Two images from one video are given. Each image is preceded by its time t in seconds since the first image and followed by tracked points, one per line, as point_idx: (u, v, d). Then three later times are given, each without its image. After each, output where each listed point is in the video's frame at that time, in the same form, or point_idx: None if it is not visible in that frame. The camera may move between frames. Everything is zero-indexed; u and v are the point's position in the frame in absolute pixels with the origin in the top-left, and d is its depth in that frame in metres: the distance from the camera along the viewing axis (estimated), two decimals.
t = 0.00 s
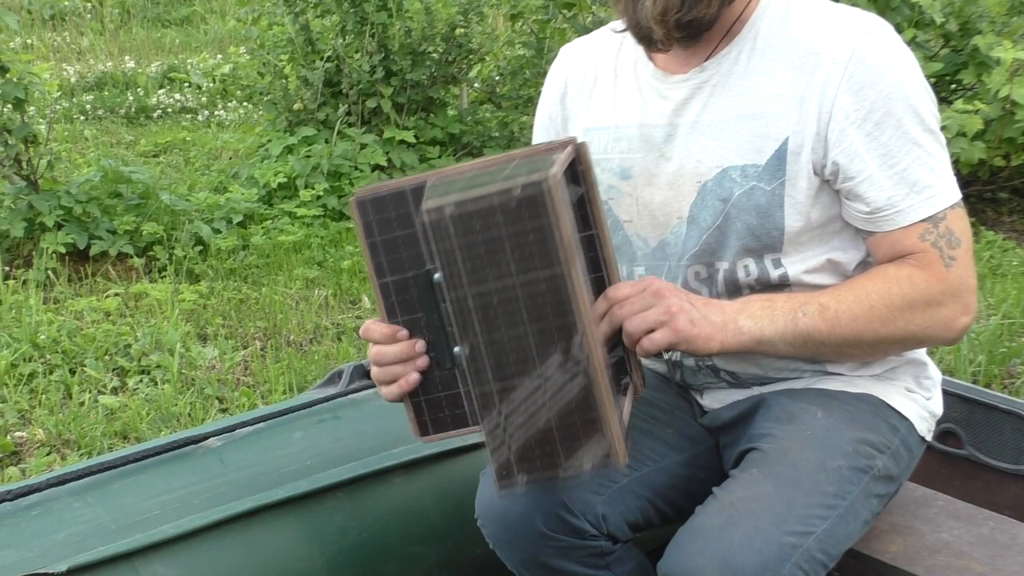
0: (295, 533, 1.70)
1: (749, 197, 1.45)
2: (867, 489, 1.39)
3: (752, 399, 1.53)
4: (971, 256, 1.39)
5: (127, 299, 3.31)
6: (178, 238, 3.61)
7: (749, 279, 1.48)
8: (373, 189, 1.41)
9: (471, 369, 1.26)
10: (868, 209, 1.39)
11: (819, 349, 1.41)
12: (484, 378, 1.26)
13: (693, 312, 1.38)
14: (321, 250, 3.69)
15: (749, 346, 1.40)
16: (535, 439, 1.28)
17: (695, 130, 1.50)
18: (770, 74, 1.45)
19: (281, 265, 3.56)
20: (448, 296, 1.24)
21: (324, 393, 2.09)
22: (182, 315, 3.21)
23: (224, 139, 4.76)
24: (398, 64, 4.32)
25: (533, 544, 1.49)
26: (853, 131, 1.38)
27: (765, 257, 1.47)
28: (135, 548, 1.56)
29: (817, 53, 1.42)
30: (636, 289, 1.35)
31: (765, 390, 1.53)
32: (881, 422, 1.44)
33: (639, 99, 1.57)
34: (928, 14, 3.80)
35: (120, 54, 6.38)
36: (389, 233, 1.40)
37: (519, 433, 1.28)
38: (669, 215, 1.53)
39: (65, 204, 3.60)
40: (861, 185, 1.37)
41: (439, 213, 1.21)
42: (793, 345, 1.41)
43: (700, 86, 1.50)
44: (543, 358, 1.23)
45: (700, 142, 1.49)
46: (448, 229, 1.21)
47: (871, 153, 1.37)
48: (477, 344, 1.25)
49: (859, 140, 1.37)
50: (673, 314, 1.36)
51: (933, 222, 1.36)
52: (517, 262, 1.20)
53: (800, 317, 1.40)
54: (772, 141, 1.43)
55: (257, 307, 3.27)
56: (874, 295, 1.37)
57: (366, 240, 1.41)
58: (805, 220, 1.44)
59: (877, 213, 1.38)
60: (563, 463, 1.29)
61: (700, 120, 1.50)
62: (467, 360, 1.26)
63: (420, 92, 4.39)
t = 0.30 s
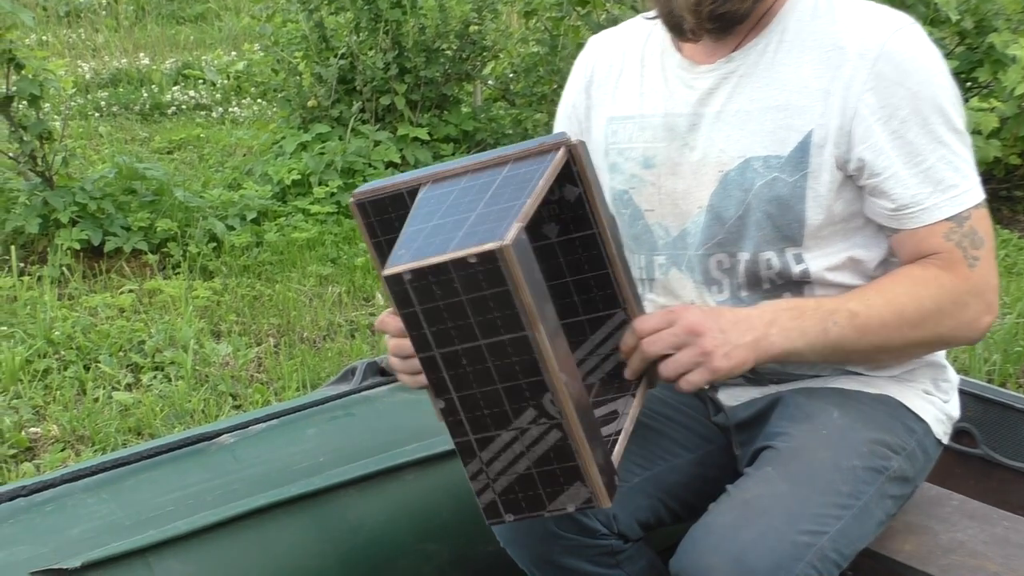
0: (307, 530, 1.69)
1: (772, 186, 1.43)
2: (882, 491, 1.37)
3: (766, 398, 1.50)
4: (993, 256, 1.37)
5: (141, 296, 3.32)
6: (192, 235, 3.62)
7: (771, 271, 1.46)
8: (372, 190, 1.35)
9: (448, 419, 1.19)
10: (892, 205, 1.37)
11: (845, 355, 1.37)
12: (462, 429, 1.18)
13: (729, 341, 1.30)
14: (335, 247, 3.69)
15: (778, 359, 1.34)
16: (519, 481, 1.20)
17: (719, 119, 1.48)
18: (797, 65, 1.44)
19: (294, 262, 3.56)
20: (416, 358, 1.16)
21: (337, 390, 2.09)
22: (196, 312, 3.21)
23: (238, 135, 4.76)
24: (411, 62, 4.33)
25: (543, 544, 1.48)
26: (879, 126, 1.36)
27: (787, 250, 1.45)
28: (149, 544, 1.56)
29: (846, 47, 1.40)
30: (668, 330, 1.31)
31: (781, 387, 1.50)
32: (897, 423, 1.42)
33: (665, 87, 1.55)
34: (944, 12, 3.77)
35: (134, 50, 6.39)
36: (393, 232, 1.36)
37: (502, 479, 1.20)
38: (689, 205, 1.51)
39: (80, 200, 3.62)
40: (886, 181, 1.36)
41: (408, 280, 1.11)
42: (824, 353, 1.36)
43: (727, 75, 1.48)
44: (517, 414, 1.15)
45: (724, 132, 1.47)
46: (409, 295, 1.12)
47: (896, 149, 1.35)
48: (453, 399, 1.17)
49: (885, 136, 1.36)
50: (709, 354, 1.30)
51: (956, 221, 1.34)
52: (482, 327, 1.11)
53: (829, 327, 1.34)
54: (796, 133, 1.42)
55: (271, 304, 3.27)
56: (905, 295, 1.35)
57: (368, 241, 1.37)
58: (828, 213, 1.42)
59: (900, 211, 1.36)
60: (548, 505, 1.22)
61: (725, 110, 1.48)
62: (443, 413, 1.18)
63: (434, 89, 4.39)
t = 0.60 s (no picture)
0: (316, 527, 1.69)
1: (803, 175, 1.41)
2: (902, 496, 1.37)
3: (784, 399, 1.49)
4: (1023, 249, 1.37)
5: (150, 294, 3.32)
6: (201, 233, 3.62)
7: (801, 263, 1.43)
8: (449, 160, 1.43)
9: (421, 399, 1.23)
10: (926, 197, 1.35)
11: (883, 362, 1.37)
12: (434, 413, 1.22)
13: (774, 367, 1.30)
14: (344, 245, 3.70)
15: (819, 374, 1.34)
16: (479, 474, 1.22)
17: (747, 109, 1.46)
18: (826, 56, 1.42)
19: (303, 261, 3.56)
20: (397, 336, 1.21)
21: (346, 388, 2.09)
22: (205, 310, 3.21)
23: (247, 133, 4.77)
24: (421, 60, 4.33)
25: (552, 540, 1.47)
26: (912, 117, 1.34)
27: (818, 241, 1.42)
28: (159, 542, 1.56)
29: (877, 39, 1.38)
30: (717, 356, 1.31)
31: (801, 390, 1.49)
32: (919, 430, 1.41)
33: (690, 77, 1.53)
34: (955, 10, 3.75)
35: (144, 48, 6.40)
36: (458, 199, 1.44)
37: (463, 470, 1.23)
38: (714, 195, 1.48)
39: (89, 198, 3.62)
40: (921, 172, 1.34)
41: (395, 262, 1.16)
42: (863, 364, 1.36)
43: (755, 66, 1.46)
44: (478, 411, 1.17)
45: (752, 122, 1.45)
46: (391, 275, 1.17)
47: (930, 141, 1.34)
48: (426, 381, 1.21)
49: (919, 127, 1.34)
50: (755, 381, 1.30)
51: (989, 216, 1.34)
52: (452, 321, 1.14)
53: (872, 337, 1.34)
54: (827, 123, 1.40)
55: (280, 302, 3.27)
56: (947, 301, 1.34)
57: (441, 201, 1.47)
58: (858, 203, 1.40)
59: (936, 202, 1.35)
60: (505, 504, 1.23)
61: (754, 100, 1.46)
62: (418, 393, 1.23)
63: (443, 87, 4.39)
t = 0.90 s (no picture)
0: (319, 525, 1.69)
1: (825, 162, 1.39)
2: (913, 497, 1.36)
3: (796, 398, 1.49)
4: None
5: (152, 292, 3.32)
6: (203, 231, 3.62)
7: (826, 250, 1.41)
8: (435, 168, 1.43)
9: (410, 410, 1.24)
10: (938, 185, 1.34)
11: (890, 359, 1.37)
12: (422, 424, 1.24)
13: (777, 365, 1.32)
14: (346, 243, 3.69)
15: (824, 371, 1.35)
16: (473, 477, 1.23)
17: (769, 97, 1.44)
18: (845, 43, 1.39)
19: (305, 259, 3.56)
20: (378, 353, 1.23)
21: (348, 386, 2.09)
22: (207, 308, 3.21)
23: (249, 131, 4.77)
24: (423, 57, 4.32)
25: (558, 538, 1.47)
26: (931, 105, 1.33)
27: (843, 231, 1.40)
28: (160, 540, 1.56)
29: (897, 27, 1.36)
30: (719, 352, 1.31)
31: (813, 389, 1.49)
32: (931, 431, 1.41)
33: (707, 66, 1.51)
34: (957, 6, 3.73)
35: (146, 46, 6.40)
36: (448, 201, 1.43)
37: (458, 477, 1.24)
38: (735, 184, 1.46)
39: (91, 196, 3.62)
40: (937, 160, 1.33)
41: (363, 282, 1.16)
42: (871, 362, 1.36)
43: (775, 54, 1.44)
44: (460, 420, 1.18)
45: (774, 110, 1.43)
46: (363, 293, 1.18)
47: (948, 130, 1.32)
48: (409, 394, 1.22)
49: (937, 115, 1.32)
50: (758, 380, 1.32)
51: (999, 210, 1.32)
52: (423, 332, 1.14)
53: (876, 335, 1.34)
54: (849, 109, 1.37)
55: (282, 300, 3.27)
56: (948, 297, 1.33)
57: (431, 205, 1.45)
58: (881, 190, 1.38)
59: (949, 190, 1.33)
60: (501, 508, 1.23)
61: (775, 88, 1.44)
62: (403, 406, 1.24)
63: (445, 85, 4.38)
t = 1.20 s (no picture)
0: (318, 520, 1.69)
1: (830, 151, 1.39)
2: (910, 492, 1.37)
3: (801, 391, 1.48)
4: None
5: (150, 287, 3.32)
6: (201, 225, 3.62)
7: (830, 241, 1.41)
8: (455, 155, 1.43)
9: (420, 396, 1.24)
10: (945, 175, 1.34)
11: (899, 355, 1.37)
12: (433, 407, 1.23)
13: (785, 369, 1.31)
14: (344, 237, 3.69)
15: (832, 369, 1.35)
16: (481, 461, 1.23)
17: (774, 85, 1.44)
18: (850, 30, 1.39)
19: (304, 253, 3.56)
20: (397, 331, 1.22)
21: (346, 380, 2.08)
22: (206, 302, 3.21)
23: (247, 125, 4.76)
24: (420, 51, 4.31)
25: (559, 532, 1.47)
26: (937, 96, 1.33)
27: (849, 221, 1.40)
28: (159, 535, 1.57)
29: (903, 15, 1.36)
30: (726, 357, 1.31)
31: (817, 384, 1.48)
32: (930, 426, 1.41)
33: (711, 53, 1.51)
34: None
35: (144, 40, 6.39)
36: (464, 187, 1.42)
37: (464, 463, 1.24)
38: (739, 173, 1.45)
39: (89, 191, 3.62)
40: (942, 150, 1.33)
41: (389, 261, 1.16)
42: (876, 359, 1.36)
43: (780, 42, 1.44)
44: (476, 405, 1.17)
45: (779, 98, 1.43)
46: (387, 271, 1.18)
47: (953, 120, 1.33)
48: (424, 376, 1.22)
49: (943, 106, 1.33)
50: (765, 384, 1.32)
51: (1006, 201, 1.33)
52: (446, 315, 1.14)
53: (886, 332, 1.34)
54: (854, 97, 1.37)
55: (281, 294, 3.27)
56: (956, 291, 1.33)
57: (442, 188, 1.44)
58: (886, 179, 1.38)
59: (955, 181, 1.34)
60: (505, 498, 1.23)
61: (779, 76, 1.43)
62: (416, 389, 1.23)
63: (443, 78, 4.37)
